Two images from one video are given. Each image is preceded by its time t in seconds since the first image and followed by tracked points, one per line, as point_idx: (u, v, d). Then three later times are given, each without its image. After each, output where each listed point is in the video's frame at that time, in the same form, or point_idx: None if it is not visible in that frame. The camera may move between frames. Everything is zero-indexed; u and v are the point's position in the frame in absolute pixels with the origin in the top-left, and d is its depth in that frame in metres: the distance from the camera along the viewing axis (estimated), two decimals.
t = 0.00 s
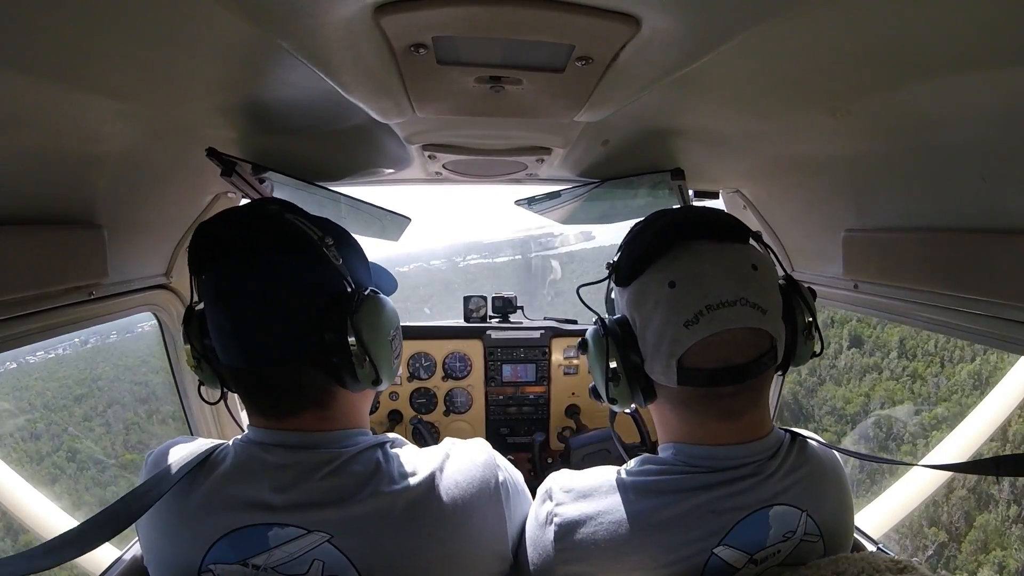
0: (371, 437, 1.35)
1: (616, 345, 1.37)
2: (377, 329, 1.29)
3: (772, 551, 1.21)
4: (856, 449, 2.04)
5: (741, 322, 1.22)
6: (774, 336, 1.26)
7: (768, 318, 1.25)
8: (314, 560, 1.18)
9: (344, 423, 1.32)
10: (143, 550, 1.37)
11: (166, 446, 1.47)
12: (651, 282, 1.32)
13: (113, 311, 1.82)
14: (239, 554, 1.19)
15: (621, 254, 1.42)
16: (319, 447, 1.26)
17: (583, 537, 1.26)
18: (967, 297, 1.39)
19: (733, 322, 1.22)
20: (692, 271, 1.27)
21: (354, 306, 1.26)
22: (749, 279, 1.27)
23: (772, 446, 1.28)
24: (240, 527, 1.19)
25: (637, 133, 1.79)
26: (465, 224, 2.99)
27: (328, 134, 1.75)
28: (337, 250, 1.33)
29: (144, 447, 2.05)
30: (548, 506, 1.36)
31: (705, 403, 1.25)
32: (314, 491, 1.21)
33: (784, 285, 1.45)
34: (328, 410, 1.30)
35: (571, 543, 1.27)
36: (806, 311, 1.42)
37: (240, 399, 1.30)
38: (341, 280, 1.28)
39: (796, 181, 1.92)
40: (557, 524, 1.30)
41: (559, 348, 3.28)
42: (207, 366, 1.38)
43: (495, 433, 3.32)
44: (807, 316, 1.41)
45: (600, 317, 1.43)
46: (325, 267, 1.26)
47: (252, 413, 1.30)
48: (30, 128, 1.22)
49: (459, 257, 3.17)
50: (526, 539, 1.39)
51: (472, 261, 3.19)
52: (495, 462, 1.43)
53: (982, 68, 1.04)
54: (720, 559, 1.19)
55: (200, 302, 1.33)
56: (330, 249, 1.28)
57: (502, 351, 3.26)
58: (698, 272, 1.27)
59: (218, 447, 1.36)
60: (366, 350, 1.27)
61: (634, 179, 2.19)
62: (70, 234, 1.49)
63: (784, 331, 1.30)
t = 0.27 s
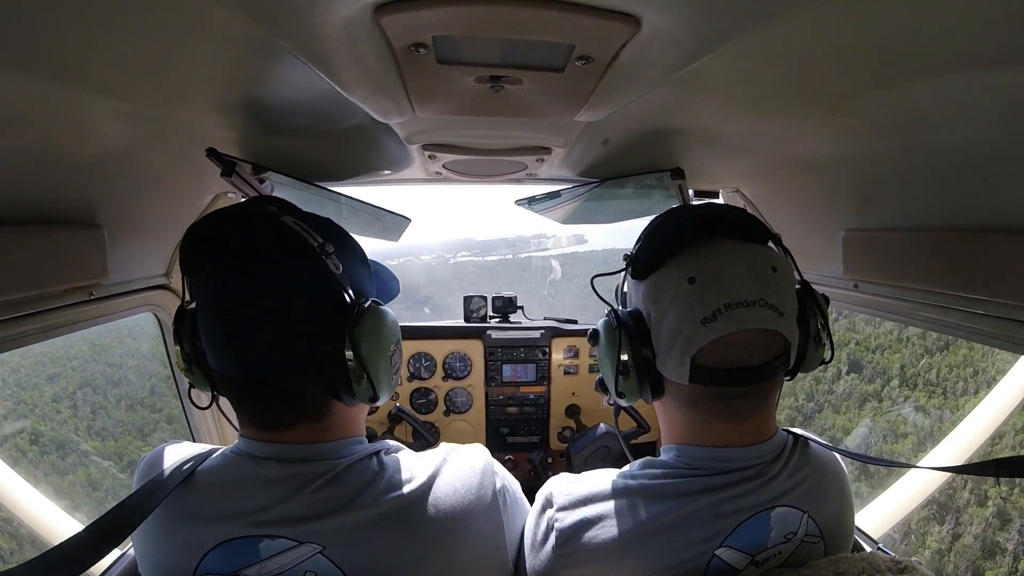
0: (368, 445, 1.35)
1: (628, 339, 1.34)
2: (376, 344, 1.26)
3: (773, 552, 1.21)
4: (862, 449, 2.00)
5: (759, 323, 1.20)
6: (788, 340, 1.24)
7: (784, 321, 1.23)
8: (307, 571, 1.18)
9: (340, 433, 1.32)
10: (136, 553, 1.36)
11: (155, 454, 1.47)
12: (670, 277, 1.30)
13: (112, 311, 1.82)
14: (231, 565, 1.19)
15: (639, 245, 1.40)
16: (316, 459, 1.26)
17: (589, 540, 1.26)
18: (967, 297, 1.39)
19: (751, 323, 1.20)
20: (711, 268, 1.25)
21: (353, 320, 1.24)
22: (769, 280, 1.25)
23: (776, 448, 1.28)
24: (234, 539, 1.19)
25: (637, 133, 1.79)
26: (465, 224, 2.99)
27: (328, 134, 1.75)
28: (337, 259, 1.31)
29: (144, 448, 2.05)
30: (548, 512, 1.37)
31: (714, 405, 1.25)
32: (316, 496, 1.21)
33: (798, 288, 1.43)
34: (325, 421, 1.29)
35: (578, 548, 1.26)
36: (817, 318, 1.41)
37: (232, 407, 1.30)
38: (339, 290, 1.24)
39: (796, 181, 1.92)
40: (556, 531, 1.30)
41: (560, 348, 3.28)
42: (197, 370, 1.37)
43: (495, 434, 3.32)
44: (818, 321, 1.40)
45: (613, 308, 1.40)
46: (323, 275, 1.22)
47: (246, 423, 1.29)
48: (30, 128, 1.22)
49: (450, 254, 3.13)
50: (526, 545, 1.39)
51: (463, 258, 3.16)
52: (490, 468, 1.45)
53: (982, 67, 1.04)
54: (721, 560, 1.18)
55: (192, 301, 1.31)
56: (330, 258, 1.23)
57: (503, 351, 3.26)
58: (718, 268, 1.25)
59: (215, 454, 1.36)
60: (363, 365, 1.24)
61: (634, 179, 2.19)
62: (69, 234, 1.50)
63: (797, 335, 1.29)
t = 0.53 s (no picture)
0: (372, 444, 1.34)
1: (649, 332, 1.31)
2: (383, 347, 1.25)
3: (778, 550, 1.21)
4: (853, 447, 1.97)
5: (783, 323, 1.17)
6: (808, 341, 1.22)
7: (806, 323, 1.21)
8: (315, 563, 1.18)
9: (346, 431, 1.31)
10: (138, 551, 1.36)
11: (155, 453, 1.45)
12: (694, 271, 1.26)
13: (113, 311, 1.82)
14: (239, 560, 1.19)
15: (663, 237, 1.36)
16: (320, 456, 1.25)
17: (585, 531, 1.25)
18: (967, 297, 1.39)
19: (774, 322, 1.17)
20: (737, 264, 1.22)
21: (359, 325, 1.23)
22: (793, 280, 1.22)
23: (785, 448, 1.27)
24: (241, 533, 1.18)
25: (636, 133, 1.79)
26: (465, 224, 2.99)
27: (329, 134, 1.75)
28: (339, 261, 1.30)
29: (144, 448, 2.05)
30: (559, 496, 1.34)
31: (729, 403, 1.23)
32: (319, 495, 1.20)
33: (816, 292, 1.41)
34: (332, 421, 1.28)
35: (574, 540, 1.25)
36: (835, 323, 1.38)
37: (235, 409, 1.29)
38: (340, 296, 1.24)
39: (796, 181, 1.92)
40: (567, 516, 1.28)
41: (560, 348, 3.28)
42: (202, 378, 1.36)
43: (495, 434, 3.33)
44: (837, 328, 1.38)
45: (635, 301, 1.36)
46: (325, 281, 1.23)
47: (250, 422, 1.28)
48: (29, 128, 1.21)
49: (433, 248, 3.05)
50: (535, 527, 1.37)
51: (448, 251, 3.10)
52: (487, 466, 1.46)
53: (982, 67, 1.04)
54: (728, 557, 1.18)
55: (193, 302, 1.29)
56: (335, 265, 1.23)
57: (503, 351, 3.26)
58: (744, 265, 1.21)
59: (217, 451, 1.36)
60: (372, 370, 1.24)
61: (634, 179, 2.19)
62: (69, 234, 1.49)
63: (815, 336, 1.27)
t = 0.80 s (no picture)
0: (382, 437, 1.35)
1: (672, 325, 1.29)
2: (404, 343, 1.27)
3: (781, 550, 1.21)
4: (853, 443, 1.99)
5: (808, 322, 1.18)
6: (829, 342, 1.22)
7: (828, 323, 1.21)
8: (330, 549, 1.17)
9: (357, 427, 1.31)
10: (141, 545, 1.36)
11: (160, 445, 1.43)
12: (721, 267, 1.25)
13: (113, 311, 1.82)
14: (254, 546, 1.18)
15: (687, 231, 1.36)
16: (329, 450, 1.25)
17: (593, 529, 1.25)
18: (967, 297, 1.39)
19: (799, 321, 1.17)
20: (765, 261, 1.21)
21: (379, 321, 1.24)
22: (817, 280, 1.22)
23: (792, 448, 1.28)
24: (254, 521, 1.18)
25: (636, 133, 1.79)
26: (464, 224, 2.99)
27: (329, 134, 1.75)
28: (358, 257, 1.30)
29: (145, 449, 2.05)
30: (563, 495, 1.35)
31: (748, 400, 1.23)
32: (325, 492, 1.20)
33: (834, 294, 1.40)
34: (351, 415, 1.29)
35: (579, 539, 1.25)
36: (850, 326, 1.38)
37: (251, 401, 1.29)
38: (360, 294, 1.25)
39: (796, 181, 1.93)
40: (571, 515, 1.28)
41: (560, 348, 3.28)
42: (219, 374, 1.35)
43: (495, 434, 3.33)
44: (851, 333, 1.37)
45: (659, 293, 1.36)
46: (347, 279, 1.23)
47: (264, 413, 1.28)
48: (30, 128, 1.22)
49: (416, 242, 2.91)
50: (536, 528, 1.37)
51: (432, 245, 2.99)
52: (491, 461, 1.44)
53: (982, 67, 1.04)
54: (731, 557, 1.19)
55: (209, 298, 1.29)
56: (355, 264, 1.25)
57: (503, 351, 3.26)
58: (771, 263, 1.21)
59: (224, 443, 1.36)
60: (393, 365, 1.25)
61: (634, 179, 2.20)
62: (70, 234, 1.50)
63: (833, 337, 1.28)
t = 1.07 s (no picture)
0: (368, 435, 1.34)
1: (671, 320, 1.30)
2: (394, 336, 1.28)
3: (777, 548, 1.21)
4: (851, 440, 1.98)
5: (809, 321, 1.18)
6: (829, 341, 1.23)
7: (828, 322, 1.22)
8: (312, 552, 1.17)
9: (345, 422, 1.31)
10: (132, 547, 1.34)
11: (162, 435, 1.43)
12: (724, 263, 1.25)
13: (113, 311, 1.82)
14: (237, 548, 1.18)
15: (689, 225, 1.36)
16: (314, 446, 1.25)
17: (585, 525, 1.25)
18: (967, 297, 1.39)
19: (801, 320, 1.17)
20: (769, 259, 1.21)
21: (370, 313, 1.25)
22: (819, 280, 1.22)
23: (788, 445, 1.28)
24: (239, 521, 1.18)
25: (636, 133, 1.80)
26: (464, 223, 2.98)
27: (329, 134, 1.75)
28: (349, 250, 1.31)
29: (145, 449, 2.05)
30: (557, 490, 1.35)
31: (747, 398, 1.23)
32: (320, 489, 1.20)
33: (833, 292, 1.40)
34: (338, 410, 1.29)
35: (577, 537, 1.25)
36: (847, 325, 1.38)
37: (238, 396, 1.27)
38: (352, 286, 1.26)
39: (796, 181, 1.93)
40: (564, 510, 1.29)
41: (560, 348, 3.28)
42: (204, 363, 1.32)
43: (495, 434, 3.33)
44: (847, 332, 1.37)
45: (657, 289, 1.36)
46: (339, 272, 1.24)
47: (251, 408, 1.27)
48: (31, 128, 1.22)
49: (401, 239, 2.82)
50: (529, 523, 1.38)
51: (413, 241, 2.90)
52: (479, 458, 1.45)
53: (982, 68, 1.04)
54: (727, 556, 1.18)
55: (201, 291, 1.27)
56: (347, 253, 1.25)
57: (503, 352, 3.26)
58: (775, 261, 1.20)
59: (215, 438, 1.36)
60: (383, 358, 1.26)
61: (634, 179, 2.20)
62: (70, 235, 1.49)
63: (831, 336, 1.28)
